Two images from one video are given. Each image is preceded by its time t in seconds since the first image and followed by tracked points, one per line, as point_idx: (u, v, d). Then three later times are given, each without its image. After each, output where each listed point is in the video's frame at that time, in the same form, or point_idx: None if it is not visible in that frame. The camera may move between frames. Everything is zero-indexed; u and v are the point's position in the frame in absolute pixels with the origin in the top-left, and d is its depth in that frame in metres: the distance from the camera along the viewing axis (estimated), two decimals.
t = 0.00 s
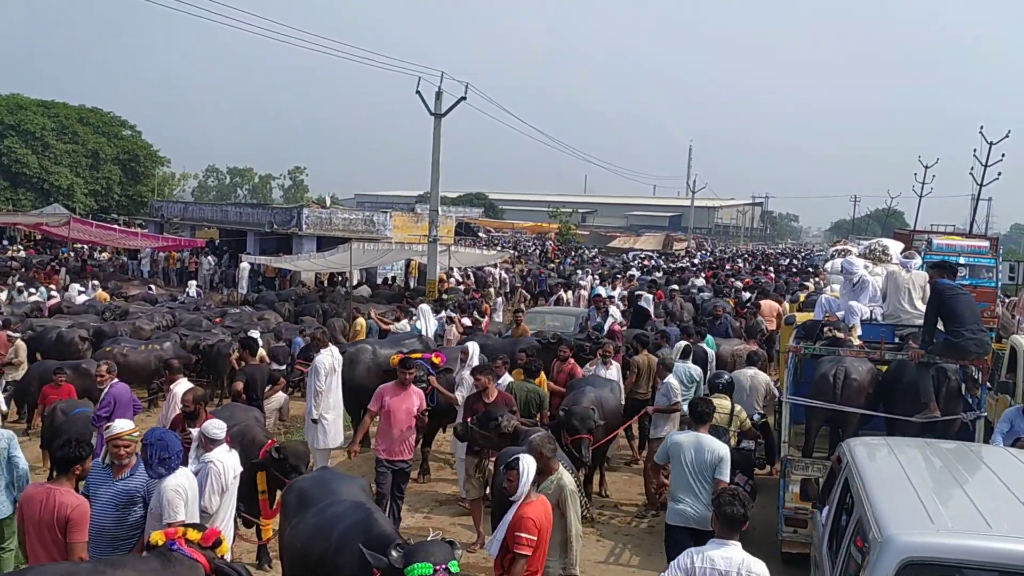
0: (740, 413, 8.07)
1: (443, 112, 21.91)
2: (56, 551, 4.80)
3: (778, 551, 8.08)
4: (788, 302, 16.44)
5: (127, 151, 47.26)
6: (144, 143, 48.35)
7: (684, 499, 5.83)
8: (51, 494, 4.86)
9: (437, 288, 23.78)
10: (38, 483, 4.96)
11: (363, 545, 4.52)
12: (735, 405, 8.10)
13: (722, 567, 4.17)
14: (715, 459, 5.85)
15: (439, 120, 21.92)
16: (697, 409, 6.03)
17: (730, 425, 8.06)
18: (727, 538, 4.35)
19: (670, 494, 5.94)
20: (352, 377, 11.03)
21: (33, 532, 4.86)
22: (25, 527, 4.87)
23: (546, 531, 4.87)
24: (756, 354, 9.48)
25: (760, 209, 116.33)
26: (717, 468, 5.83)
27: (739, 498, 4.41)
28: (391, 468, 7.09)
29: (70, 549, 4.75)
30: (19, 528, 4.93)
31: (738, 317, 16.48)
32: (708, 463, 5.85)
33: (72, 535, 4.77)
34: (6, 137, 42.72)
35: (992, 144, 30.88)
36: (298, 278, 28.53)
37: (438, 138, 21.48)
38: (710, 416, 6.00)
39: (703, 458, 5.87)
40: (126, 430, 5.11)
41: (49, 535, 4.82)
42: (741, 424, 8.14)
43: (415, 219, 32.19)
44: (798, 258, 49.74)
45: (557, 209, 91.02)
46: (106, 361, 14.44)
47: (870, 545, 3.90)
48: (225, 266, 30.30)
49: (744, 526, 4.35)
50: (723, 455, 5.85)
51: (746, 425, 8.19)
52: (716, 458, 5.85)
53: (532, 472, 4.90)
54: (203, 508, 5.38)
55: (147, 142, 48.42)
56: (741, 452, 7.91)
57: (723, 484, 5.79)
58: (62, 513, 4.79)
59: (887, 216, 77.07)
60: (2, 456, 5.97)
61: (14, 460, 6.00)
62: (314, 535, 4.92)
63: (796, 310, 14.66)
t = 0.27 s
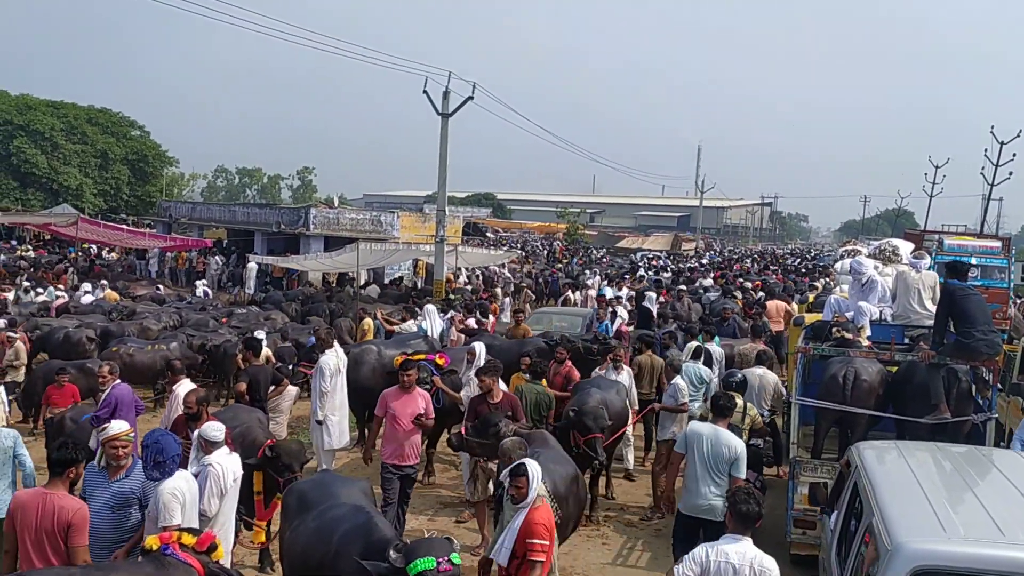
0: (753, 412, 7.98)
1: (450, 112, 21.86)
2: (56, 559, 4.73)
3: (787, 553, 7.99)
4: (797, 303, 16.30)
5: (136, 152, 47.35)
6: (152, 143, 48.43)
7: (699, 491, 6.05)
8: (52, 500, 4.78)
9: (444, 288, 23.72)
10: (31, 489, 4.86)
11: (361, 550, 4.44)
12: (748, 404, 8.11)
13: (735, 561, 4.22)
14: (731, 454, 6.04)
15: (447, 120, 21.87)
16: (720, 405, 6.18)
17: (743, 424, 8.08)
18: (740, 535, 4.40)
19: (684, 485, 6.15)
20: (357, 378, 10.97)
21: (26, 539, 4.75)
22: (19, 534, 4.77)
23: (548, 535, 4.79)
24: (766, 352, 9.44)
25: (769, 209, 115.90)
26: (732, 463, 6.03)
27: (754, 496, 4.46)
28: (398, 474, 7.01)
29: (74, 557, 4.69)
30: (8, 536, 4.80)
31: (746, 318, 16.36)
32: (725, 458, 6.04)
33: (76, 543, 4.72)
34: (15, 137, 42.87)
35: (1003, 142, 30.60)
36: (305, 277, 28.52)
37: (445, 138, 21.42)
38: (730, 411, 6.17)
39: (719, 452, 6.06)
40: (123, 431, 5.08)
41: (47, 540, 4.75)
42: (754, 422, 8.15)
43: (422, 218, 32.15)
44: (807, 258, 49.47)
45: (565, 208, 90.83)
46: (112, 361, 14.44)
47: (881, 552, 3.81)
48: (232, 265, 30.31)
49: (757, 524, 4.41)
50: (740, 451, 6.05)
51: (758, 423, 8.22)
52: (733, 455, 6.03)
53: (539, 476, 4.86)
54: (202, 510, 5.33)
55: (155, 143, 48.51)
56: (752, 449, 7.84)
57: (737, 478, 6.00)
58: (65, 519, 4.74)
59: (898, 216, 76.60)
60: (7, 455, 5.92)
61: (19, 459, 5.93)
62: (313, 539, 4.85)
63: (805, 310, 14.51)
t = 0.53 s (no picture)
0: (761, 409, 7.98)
1: (454, 110, 21.79)
2: (55, 562, 4.65)
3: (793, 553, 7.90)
4: (803, 301, 16.17)
5: (141, 151, 47.33)
6: (157, 142, 48.43)
7: (710, 484, 6.14)
8: (49, 503, 4.69)
9: (448, 287, 23.63)
10: (26, 491, 4.77)
11: (357, 550, 4.37)
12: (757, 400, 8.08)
13: (750, 544, 4.41)
14: (740, 446, 6.14)
15: (451, 118, 21.79)
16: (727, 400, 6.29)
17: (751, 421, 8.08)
18: (753, 518, 4.60)
19: (693, 477, 6.24)
20: (360, 378, 10.90)
21: (23, 544, 4.66)
22: (16, 539, 4.67)
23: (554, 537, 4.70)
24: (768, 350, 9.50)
25: (775, 207, 115.61)
26: (743, 453, 6.15)
27: (767, 479, 4.65)
28: (400, 480, 6.91)
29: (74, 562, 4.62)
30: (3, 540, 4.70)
31: (752, 317, 16.24)
32: (734, 450, 6.13)
33: (77, 547, 4.64)
34: (20, 136, 42.90)
35: (1012, 138, 30.40)
36: (310, 276, 28.47)
37: (449, 136, 21.34)
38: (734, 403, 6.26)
39: (727, 444, 6.15)
40: (117, 431, 5.03)
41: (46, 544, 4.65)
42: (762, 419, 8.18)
43: (427, 217, 32.08)
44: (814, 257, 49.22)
45: (571, 207, 90.64)
46: (115, 360, 14.39)
47: (889, 559, 3.71)
48: (237, 264, 30.27)
49: (769, 507, 4.59)
50: (748, 442, 6.15)
51: (765, 419, 8.22)
52: (740, 446, 6.14)
53: (543, 479, 4.78)
54: (198, 514, 5.25)
55: (160, 142, 48.49)
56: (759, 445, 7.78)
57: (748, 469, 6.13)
58: (65, 523, 4.66)
59: (905, 214, 76.26)
60: (16, 451, 5.89)
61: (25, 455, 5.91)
62: (309, 543, 4.77)
63: (811, 309, 14.37)
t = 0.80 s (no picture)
0: (762, 400, 7.95)
1: (454, 104, 21.71)
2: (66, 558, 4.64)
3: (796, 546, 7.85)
4: (805, 295, 16.09)
5: (142, 145, 47.23)
6: (158, 137, 48.37)
7: (716, 471, 6.44)
8: (54, 501, 4.64)
9: (449, 281, 23.56)
10: (24, 491, 4.69)
11: (351, 547, 4.33)
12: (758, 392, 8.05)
13: (748, 529, 4.72)
14: (740, 431, 6.47)
15: (451, 111, 21.70)
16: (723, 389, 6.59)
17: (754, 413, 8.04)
18: (749, 503, 4.88)
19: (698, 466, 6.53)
20: (358, 373, 10.84)
21: (29, 543, 4.61)
22: (22, 538, 4.61)
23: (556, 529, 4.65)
24: (768, 342, 9.48)
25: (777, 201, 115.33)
26: (742, 438, 6.47)
27: (762, 464, 4.92)
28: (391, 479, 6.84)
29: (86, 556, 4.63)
30: (4, 541, 4.61)
31: (753, 311, 16.17)
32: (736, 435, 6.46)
33: (88, 541, 4.66)
34: (21, 130, 42.87)
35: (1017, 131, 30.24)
36: (310, 271, 28.41)
37: (450, 129, 21.24)
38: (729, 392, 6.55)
39: (729, 431, 6.48)
40: (107, 427, 5.01)
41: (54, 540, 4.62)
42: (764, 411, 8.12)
43: (428, 211, 31.98)
44: (816, 250, 49.15)
45: (572, 201, 90.46)
46: (114, 354, 14.35)
47: (891, 558, 3.64)
48: (238, 258, 30.21)
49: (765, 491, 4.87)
50: (746, 427, 6.49)
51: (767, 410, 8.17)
52: (740, 431, 6.47)
53: (546, 471, 4.73)
54: (192, 510, 5.20)
55: (161, 136, 48.39)
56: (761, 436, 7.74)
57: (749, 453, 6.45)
58: (73, 519, 4.64)
59: (908, 207, 75.97)
60: (11, 444, 5.85)
61: (21, 448, 5.86)
62: (303, 540, 4.74)
63: (812, 303, 14.29)
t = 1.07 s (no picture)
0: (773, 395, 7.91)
1: (466, 102, 21.67)
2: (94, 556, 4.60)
3: (809, 544, 7.78)
4: (819, 293, 15.95)
5: (155, 144, 47.43)
6: (171, 136, 48.57)
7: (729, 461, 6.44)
8: (76, 501, 4.57)
9: (460, 279, 23.51)
10: (43, 494, 4.57)
11: (357, 547, 4.32)
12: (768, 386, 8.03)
13: (750, 514, 4.75)
14: (753, 422, 6.46)
15: (463, 109, 21.66)
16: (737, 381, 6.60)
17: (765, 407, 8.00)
18: (752, 488, 4.93)
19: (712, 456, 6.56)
20: (369, 372, 10.84)
21: (57, 545, 4.53)
22: (49, 540, 4.51)
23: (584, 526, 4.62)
24: (780, 338, 9.44)
25: (791, 198, 114.64)
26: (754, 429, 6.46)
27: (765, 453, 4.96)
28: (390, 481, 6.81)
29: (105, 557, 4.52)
30: (25, 545, 4.50)
31: (767, 309, 16.05)
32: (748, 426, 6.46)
33: (111, 539, 4.60)
34: (36, 130, 43.18)
35: None
36: (322, 269, 28.44)
37: (461, 127, 21.20)
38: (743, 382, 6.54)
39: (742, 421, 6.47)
40: (116, 426, 5.07)
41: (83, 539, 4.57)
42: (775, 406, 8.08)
43: (439, 209, 31.95)
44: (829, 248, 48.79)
45: (584, 199, 90.21)
46: (127, 353, 14.40)
47: (907, 559, 3.59)
48: (250, 257, 30.28)
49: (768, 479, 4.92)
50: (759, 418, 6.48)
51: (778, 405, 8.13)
52: (754, 422, 6.46)
53: (566, 468, 4.67)
54: (200, 510, 5.21)
55: (174, 135, 48.57)
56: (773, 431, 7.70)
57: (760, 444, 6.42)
58: (95, 517, 4.58)
59: (922, 204, 75.27)
60: (11, 446, 5.85)
61: (24, 451, 5.87)
62: (311, 540, 4.73)
63: (825, 301, 14.16)
